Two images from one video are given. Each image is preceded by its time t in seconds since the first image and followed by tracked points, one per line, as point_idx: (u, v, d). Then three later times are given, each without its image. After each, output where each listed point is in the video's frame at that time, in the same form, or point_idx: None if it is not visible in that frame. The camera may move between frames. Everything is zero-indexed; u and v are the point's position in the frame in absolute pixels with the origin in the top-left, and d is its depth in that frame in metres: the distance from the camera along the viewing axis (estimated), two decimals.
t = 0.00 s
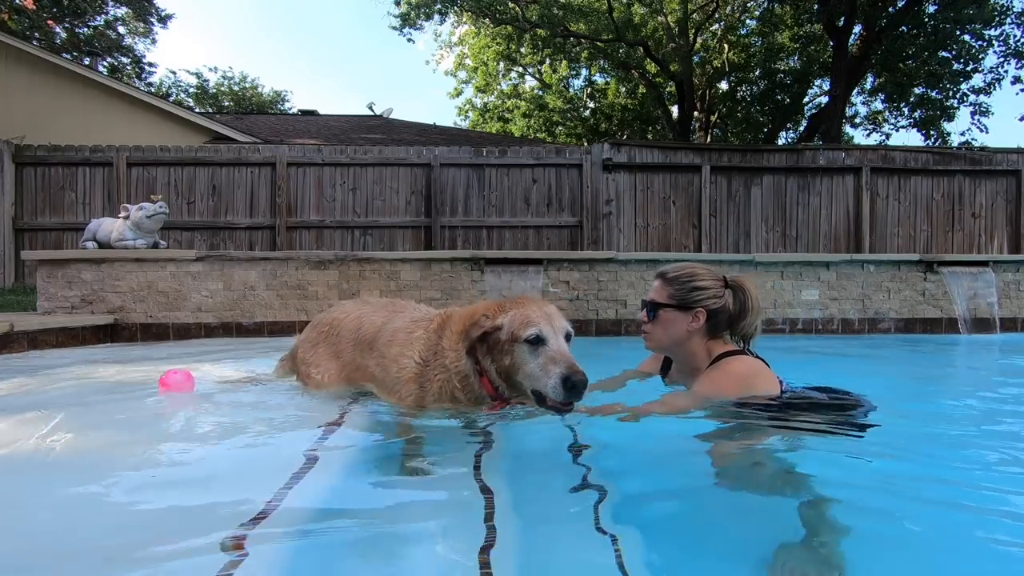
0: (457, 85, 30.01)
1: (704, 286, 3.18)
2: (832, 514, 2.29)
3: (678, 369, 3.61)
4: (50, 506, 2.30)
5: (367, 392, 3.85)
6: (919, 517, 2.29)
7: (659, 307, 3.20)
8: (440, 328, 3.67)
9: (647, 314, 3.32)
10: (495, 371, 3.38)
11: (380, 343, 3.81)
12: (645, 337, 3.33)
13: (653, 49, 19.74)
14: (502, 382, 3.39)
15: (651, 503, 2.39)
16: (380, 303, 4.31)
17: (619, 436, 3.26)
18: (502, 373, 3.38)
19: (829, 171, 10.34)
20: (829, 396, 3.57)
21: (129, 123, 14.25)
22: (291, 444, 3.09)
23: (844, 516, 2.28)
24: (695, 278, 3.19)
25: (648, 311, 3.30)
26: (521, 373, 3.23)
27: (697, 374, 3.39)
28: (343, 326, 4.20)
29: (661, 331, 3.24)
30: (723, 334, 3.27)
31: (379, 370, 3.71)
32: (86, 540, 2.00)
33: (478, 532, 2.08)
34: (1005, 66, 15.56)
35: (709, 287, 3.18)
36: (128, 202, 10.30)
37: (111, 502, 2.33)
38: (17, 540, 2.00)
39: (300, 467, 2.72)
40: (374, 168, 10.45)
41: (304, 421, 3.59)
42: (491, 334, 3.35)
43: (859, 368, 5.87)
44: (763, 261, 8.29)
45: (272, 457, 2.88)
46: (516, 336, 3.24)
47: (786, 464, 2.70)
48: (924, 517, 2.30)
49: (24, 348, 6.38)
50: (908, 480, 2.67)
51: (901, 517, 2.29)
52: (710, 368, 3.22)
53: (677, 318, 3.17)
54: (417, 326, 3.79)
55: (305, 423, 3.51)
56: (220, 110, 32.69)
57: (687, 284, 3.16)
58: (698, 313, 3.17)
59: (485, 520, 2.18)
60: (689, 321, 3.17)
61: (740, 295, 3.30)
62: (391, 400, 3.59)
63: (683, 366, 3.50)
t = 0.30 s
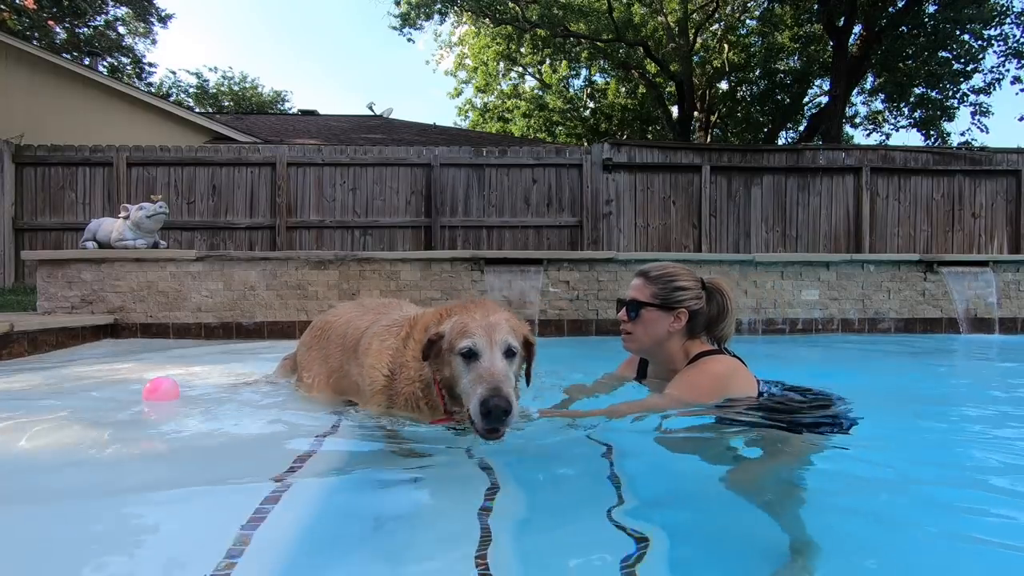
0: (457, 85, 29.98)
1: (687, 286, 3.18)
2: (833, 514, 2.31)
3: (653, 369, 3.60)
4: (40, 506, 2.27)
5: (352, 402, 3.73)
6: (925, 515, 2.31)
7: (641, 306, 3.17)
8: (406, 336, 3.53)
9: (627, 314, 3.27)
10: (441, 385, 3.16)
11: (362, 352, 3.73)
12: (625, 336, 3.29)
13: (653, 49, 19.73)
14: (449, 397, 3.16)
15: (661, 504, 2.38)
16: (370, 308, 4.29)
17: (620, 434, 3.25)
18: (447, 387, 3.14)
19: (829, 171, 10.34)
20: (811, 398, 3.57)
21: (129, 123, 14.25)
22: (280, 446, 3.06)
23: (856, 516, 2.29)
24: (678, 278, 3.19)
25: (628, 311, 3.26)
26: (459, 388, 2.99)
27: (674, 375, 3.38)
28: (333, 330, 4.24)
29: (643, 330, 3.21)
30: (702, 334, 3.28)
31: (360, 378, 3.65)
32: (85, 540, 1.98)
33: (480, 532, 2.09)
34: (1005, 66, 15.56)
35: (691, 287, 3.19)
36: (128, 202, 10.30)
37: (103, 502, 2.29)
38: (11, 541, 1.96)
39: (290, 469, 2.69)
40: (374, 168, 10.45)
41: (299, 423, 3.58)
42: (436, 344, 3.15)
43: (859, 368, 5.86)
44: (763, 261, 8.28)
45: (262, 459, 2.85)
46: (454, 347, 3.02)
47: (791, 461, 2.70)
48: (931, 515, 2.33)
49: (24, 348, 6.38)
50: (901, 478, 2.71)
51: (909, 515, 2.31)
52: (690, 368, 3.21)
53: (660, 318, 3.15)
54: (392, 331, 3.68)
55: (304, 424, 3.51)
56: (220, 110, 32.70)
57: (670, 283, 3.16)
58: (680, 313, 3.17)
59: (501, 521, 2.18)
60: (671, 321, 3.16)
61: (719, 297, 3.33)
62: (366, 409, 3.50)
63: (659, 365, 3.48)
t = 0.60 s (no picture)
0: (457, 85, 29.96)
1: (650, 281, 3.17)
2: (830, 516, 2.31)
3: (623, 368, 3.57)
4: (37, 510, 2.27)
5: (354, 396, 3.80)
6: (902, 515, 2.33)
7: (608, 302, 3.13)
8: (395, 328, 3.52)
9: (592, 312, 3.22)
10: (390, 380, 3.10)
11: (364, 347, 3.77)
12: (593, 335, 3.24)
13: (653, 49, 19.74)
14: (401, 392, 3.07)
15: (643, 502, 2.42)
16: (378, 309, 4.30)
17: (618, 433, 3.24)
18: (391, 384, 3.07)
19: (829, 171, 10.34)
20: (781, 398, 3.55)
21: (129, 123, 14.25)
22: (277, 448, 3.05)
23: (830, 514, 2.33)
24: (641, 273, 3.18)
25: (593, 308, 3.21)
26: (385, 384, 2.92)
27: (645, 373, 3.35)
28: (344, 328, 4.27)
29: (610, 327, 3.17)
30: (669, 329, 3.27)
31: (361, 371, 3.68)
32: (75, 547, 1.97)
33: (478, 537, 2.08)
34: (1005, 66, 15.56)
35: (655, 281, 3.18)
36: (128, 202, 10.30)
37: (98, 507, 2.29)
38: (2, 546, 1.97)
39: (287, 473, 2.68)
40: (374, 168, 10.45)
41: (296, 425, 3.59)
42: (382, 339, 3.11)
43: (860, 369, 5.85)
44: (763, 261, 8.28)
45: (259, 462, 2.84)
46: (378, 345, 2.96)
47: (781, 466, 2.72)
48: (908, 515, 2.34)
49: (24, 349, 6.38)
50: (896, 479, 2.73)
51: (885, 515, 2.33)
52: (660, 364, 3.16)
53: (627, 314, 3.12)
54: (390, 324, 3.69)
55: (302, 426, 3.52)
56: (220, 110, 32.70)
57: (634, 279, 3.14)
58: (648, 308, 3.15)
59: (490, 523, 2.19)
60: (639, 316, 3.14)
61: (681, 290, 3.32)
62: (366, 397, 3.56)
63: (630, 363, 3.45)
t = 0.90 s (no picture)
0: (457, 85, 29.95)
1: (625, 268, 3.21)
2: (832, 515, 2.32)
3: (597, 362, 3.54)
4: (41, 509, 2.28)
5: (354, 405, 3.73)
6: (904, 514, 2.33)
7: (586, 288, 3.12)
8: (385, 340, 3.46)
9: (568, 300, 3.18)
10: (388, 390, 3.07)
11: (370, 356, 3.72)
12: (570, 324, 3.20)
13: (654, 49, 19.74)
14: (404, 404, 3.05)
15: (636, 500, 2.43)
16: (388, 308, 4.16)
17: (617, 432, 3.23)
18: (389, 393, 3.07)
19: (829, 171, 10.34)
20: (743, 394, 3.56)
21: (129, 123, 14.26)
22: (275, 449, 3.06)
23: (826, 513, 2.33)
24: (616, 260, 3.21)
25: (569, 295, 3.17)
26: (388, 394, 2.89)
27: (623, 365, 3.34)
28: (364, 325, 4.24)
29: (588, 314, 3.14)
30: (641, 317, 3.32)
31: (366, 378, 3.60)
32: (73, 548, 1.97)
33: (476, 537, 2.07)
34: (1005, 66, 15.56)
35: (630, 268, 3.23)
36: (128, 202, 10.30)
37: (101, 506, 2.29)
38: (8, 542, 1.98)
39: (293, 473, 2.68)
40: (374, 168, 10.45)
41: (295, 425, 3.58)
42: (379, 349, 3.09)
43: (860, 368, 5.85)
44: (763, 261, 8.28)
45: (263, 463, 2.84)
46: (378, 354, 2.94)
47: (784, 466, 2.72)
48: (904, 514, 2.35)
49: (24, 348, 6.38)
50: (898, 479, 2.73)
51: (887, 515, 2.33)
52: (636, 353, 3.17)
53: (605, 299, 3.13)
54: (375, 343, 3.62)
55: (300, 426, 3.52)
56: (220, 110, 32.70)
57: (610, 266, 3.17)
58: (624, 295, 3.17)
59: (487, 523, 2.18)
60: (616, 303, 3.15)
61: (653, 281, 3.41)
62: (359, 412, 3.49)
63: (600, 352, 3.45)
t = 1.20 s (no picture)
0: (457, 85, 29.93)
1: (616, 260, 3.24)
2: (831, 516, 2.32)
3: (584, 360, 3.50)
4: (37, 515, 2.28)
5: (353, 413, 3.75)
6: (903, 515, 2.34)
7: (580, 277, 3.13)
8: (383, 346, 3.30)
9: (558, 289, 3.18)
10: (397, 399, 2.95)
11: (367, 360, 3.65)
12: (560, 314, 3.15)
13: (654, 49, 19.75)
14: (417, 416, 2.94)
15: (636, 500, 2.43)
16: (387, 314, 4.02)
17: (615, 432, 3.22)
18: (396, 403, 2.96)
19: (829, 171, 10.34)
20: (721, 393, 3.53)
21: (129, 123, 14.26)
22: (273, 454, 3.06)
23: (819, 512, 2.35)
24: (608, 253, 3.24)
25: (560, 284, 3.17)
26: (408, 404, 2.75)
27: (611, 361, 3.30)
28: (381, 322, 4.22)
29: (579, 305, 3.12)
30: (629, 313, 3.32)
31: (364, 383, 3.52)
32: (73, 554, 1.97)
33: (477, 541, 2.07)
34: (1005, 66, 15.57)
35: (621, 261, 3.26)
36: (128, 202, 10.30)
37: (98, 512, 2.30)
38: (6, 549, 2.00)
39: (286, 478, 2.69)
40: (374, 168, 10.45)
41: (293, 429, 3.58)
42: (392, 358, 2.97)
43: (860, 369, 5.84)
44: (763, 261, 8.28)
45: (259, 468, 2.84)
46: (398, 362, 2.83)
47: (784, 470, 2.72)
48: (903, 514, 2.35)
49: (24, 349, 6.38)
50: (896, 479, 2.74)
51: (886, 515, 2.34)
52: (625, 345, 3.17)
53: (596, 290, 3.13)
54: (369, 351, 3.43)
55: (298, 430, 3.52)
56: (220, 110, 32.69)
57: (603, 258, 3.20)
58: (614, 287, 3.19)
59: (486, 527, 2.19)
60: (607, 294, 3.16)
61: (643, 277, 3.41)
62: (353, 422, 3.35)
63: (581, 341, 3.39)
